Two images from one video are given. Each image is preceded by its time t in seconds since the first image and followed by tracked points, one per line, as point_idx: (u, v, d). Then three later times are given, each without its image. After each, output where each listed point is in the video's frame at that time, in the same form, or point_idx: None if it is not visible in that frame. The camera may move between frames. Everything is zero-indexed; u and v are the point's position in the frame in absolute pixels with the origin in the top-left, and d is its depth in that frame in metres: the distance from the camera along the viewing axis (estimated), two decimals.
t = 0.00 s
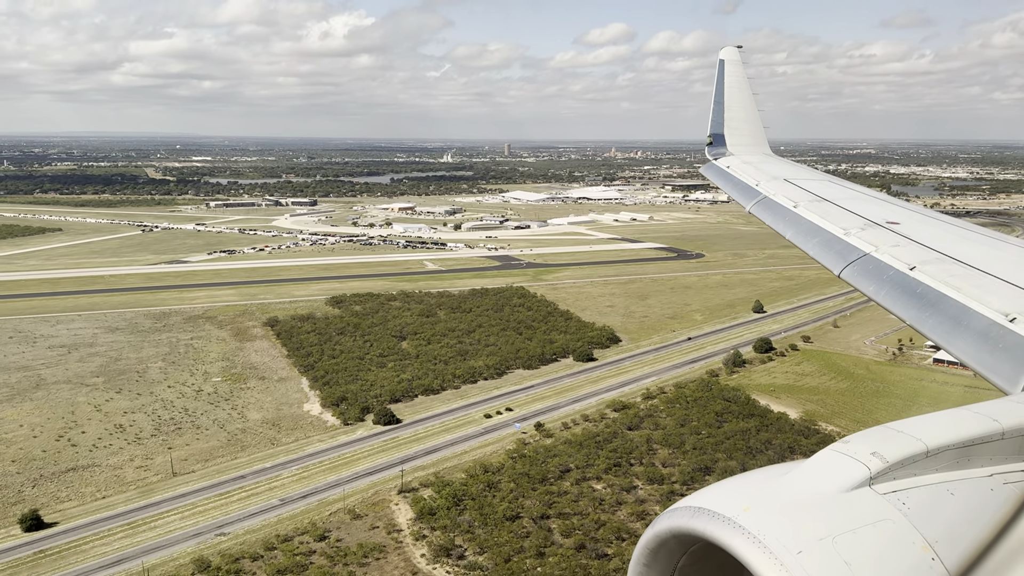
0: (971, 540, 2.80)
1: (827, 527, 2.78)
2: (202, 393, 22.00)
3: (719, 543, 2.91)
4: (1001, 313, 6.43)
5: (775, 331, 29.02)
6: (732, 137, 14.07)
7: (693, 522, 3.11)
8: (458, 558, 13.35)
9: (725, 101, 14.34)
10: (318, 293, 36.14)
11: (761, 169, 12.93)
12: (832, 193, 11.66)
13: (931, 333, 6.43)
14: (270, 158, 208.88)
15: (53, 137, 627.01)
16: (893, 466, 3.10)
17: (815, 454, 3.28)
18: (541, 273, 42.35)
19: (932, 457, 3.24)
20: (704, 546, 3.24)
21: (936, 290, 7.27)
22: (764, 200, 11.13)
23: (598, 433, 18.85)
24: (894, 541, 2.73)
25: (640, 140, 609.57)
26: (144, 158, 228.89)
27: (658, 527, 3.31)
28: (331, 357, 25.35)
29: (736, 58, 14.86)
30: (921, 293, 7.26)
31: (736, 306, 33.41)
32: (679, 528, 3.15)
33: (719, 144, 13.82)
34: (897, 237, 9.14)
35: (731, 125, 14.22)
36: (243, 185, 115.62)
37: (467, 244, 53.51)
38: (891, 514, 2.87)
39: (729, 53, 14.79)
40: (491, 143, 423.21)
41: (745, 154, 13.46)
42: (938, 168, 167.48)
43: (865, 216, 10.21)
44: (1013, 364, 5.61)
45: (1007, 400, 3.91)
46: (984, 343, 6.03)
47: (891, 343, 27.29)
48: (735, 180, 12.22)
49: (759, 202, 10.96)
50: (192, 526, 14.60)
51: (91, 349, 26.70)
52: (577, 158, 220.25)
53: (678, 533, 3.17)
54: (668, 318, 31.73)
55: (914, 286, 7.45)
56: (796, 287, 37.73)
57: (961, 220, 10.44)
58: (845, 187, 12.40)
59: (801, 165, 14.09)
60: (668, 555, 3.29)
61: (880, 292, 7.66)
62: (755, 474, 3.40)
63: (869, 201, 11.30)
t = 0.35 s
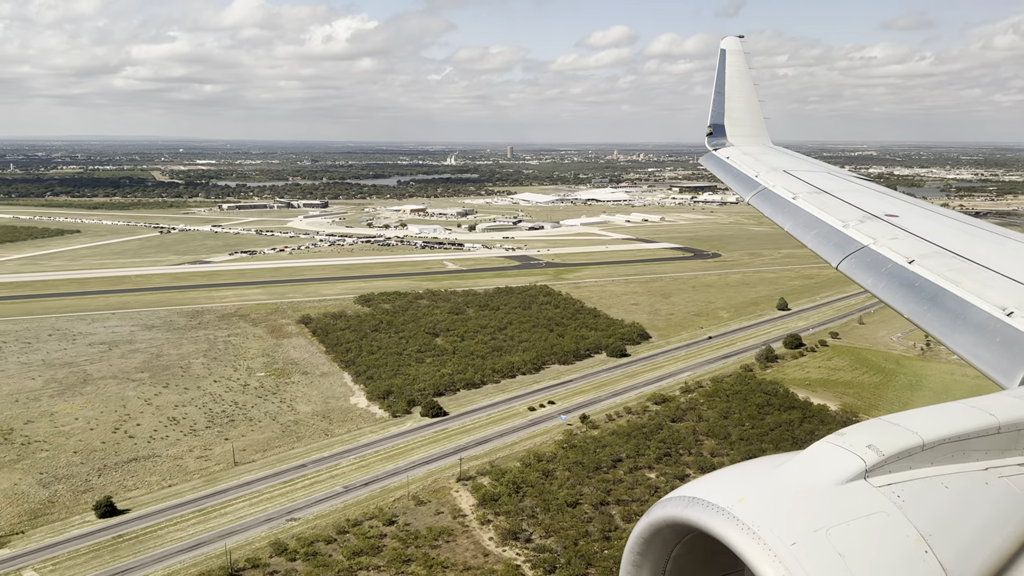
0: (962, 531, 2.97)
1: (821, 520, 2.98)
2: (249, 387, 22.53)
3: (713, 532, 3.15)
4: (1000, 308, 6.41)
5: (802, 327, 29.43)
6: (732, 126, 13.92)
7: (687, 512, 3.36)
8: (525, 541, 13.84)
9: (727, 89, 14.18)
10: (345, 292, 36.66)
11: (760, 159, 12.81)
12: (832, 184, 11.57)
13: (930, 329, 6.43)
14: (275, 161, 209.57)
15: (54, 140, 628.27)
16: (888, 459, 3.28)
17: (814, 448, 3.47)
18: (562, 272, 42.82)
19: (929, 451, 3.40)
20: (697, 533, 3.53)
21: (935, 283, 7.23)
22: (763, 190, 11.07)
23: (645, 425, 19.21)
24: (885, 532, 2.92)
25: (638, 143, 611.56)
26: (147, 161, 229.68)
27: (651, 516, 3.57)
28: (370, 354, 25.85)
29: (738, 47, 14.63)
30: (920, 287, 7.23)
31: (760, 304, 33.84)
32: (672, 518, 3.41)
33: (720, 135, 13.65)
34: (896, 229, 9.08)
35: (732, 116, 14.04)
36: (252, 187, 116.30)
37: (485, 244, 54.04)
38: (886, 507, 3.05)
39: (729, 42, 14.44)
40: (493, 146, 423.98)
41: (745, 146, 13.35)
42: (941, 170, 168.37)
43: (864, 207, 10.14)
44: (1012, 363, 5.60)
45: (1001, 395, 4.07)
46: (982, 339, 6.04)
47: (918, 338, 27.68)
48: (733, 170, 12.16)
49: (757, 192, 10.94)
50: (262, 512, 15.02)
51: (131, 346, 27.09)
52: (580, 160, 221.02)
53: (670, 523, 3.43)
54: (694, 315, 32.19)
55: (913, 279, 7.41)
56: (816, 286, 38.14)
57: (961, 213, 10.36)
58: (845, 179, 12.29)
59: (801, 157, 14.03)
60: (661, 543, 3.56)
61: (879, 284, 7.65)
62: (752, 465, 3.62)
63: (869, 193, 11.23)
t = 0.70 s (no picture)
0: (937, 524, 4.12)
1: (817, 521, 4.17)
2: (293, 378, 23.14)
3: (705, 527, 4.46)
4: (993, 309, 6.61)
5: (828, 321, 29.85)
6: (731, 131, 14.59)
7: (683, 511, 4.69)
8: (589, 523, 14.26)
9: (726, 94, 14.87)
10: (371, 288, 37.06)
11: (761, 167, 13.10)
12: (832, 191, 11.79)
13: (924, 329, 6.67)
14: (278, 161, 209.69)
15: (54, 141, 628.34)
16: (881, 459, 4.61)
17: (819, 453, 4.78)
18: (582, 269, 43.25)
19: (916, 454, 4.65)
20: (688, 537, 4.88)
21: (930, 284, 7.48)
22: (764, 198, 11.40)
23: (689, 413, 19.57)
24: (874, 521, 4.13)
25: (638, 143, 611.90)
26: (148, 161, 229.51)
27: (648, 516, 4.91)
28: (407, 347, 26.32)
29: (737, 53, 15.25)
30: (915, 289, 7.48)
31: (782, 298, 34.28)
32: (669, 516, 4.73)
33: (720, 138, 14.28)
34: (894, 233, 9.30)
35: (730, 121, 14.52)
36: (258, 187, 116.43)
37: (500, 242, 54.43)
38: (876, 506, 4.25)
39: (729, 46, 15.22)
40: (494, 146, 424.38)
41: (743, 148, 13.93)
42: (943, 168, 169.03)
43: (863, 213, 10.35)
44: (1000, 361, 5.85)
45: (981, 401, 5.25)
46: (973, 337, 6.28)
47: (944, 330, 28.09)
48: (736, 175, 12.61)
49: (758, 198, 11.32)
50: (329, 495, 15.51)
51: (169, 339, 27.46)
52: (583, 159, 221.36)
53: (666, 522, 4.75)
54: (718, 309, 32.65)
55: (908, 282, 7.66)
56: (836, 280, 38.57)
57: (961, 218, 10.51)
58: (845, 185, 12.50)
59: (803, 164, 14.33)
60: (658, 539, 4.85)
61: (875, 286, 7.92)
62: (765, 470, 4.96)
63: (869, 198, 11.46)
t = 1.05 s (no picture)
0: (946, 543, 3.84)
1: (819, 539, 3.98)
2: (334, 368, 23.64)
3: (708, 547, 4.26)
4: (993, 327, 6.52)
5: (852, 312, 30.28)
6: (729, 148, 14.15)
7: (682, 530, 4.47)
8: (648, 503, 14.69)
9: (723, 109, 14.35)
10: (396, 283, 37.52)
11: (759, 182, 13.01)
12: (829, 207, 11.70)
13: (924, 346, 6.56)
14: (281, 159, 210.10)
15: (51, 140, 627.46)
16: (883, 477, 4.36)
17: (818, 469, 4.58)
18: (600, 263, 43.71)
19: (919, 470, 4.41)
20: (689, 557, 4.67)
21: (929, 301, 7.37)
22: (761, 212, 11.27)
23: (730, 401, 20.04)
24: (875, 540, 3.89)
25: (637, 141, 612.34)
26: (149, 159, 229.78)
27: (645, 537, 4.70)
28: (442, 339, 26.79)
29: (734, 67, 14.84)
30: (913, 305, 7.38)
31: (803, 292, 34.71)
32: (669, 536, 4.51)
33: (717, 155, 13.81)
34: (892, 250, 9.18)
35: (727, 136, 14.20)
36: (266, 185, 117.02)
37: (516, 238, 54.93)
38: (878, 524, 4.02)
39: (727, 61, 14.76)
40: (493, 144, 424.99)
41: (740, 163, 13.65)
42: (945, 165, 169.89)
43: (861, 229, 10.23)
44: (1001, 378, 5.77)
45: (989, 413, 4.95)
46: (974, 356, 6.19)
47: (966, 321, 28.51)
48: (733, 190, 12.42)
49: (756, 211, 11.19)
50: (390, 477, 16.01)
51: (206, 332, 27.92)
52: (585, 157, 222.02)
53: (666, 542, 4.54)
54: (741, 302, 33.09)
55: (907, 298, 7.54)
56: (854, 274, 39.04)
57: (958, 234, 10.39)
58: (841, 200, 12.40)
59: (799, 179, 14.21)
60: (658, 560, 4.65)
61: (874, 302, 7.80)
62: (764, 489, 4.73)
63: (865, 213, 11.36)
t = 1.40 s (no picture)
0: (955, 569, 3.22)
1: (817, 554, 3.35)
2: (373, 356, 24.09)
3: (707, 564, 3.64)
4: (991, 338, 6.28)
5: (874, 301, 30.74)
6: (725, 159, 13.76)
7: (683, 545, 3.85)
8: (701, 481, 15.16)
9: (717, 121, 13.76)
10: (417, 275, 37.97)
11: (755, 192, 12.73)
12: (826, 217, 11.43)
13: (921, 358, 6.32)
14: (281, 155, 210.38)
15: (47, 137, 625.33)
16: (885, 491, 3.66)
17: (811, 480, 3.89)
18: (617, 256, 44.16)
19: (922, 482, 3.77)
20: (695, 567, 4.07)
21: (927, 313, 7.12)
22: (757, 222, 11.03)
23: (766, 386, 20.53)
24: (879, 561, 3.27)
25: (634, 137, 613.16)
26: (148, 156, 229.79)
27: (649, 548, 4.11)
28: (475, 328, 27.26)
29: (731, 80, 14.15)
30: (911, 316, 7.13)
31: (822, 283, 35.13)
32: (669, 551, 3.90)
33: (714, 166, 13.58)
34: (890, 261, 8.91)
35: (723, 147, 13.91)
36: (271, 180, 117.54)
37: (529, 232, 55.41)
38: (881, 540, 3.39)
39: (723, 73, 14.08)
40: (491, 141, 425.04)
41: (737, 174, 13.38)
42: (945, 160, 170.82)
43: (858, 241, 9.97)
44: (999, 389, 5.51)
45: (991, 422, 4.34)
46: (971, 367, 5.93)
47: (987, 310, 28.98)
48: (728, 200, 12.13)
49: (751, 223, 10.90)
50: (446, 458, 16.49)
51: (240, 322, 28.35)
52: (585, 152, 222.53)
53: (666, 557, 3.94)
54: (763, 293, 33.52)
55: (904, 310, 7.29)
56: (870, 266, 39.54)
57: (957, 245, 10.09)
58: (839, 211, 12.11)
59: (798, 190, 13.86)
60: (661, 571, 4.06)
61: (871, 313, 7.55)
62: (753, 499, 4.05)
63: (863, 224, 11.08)
